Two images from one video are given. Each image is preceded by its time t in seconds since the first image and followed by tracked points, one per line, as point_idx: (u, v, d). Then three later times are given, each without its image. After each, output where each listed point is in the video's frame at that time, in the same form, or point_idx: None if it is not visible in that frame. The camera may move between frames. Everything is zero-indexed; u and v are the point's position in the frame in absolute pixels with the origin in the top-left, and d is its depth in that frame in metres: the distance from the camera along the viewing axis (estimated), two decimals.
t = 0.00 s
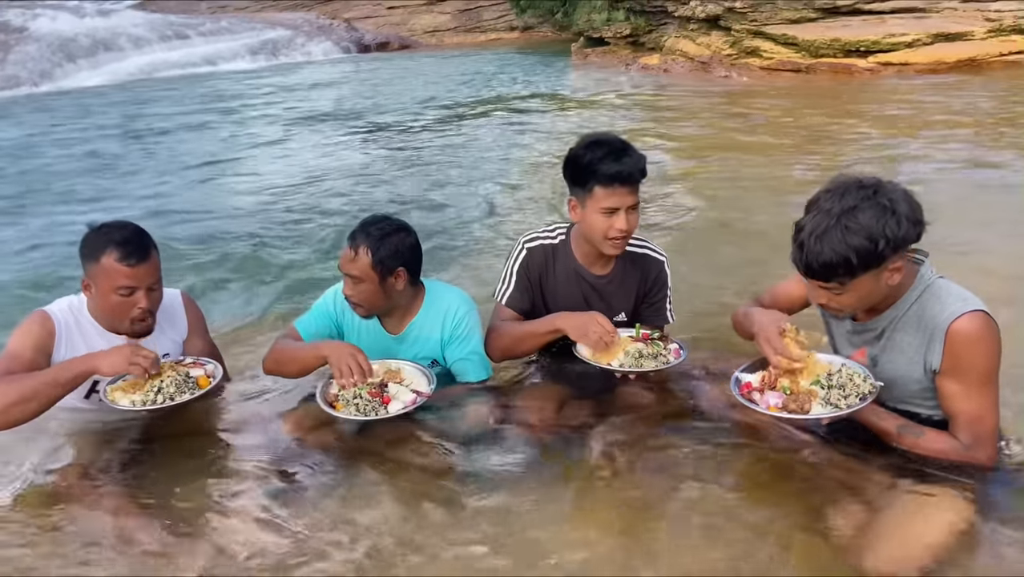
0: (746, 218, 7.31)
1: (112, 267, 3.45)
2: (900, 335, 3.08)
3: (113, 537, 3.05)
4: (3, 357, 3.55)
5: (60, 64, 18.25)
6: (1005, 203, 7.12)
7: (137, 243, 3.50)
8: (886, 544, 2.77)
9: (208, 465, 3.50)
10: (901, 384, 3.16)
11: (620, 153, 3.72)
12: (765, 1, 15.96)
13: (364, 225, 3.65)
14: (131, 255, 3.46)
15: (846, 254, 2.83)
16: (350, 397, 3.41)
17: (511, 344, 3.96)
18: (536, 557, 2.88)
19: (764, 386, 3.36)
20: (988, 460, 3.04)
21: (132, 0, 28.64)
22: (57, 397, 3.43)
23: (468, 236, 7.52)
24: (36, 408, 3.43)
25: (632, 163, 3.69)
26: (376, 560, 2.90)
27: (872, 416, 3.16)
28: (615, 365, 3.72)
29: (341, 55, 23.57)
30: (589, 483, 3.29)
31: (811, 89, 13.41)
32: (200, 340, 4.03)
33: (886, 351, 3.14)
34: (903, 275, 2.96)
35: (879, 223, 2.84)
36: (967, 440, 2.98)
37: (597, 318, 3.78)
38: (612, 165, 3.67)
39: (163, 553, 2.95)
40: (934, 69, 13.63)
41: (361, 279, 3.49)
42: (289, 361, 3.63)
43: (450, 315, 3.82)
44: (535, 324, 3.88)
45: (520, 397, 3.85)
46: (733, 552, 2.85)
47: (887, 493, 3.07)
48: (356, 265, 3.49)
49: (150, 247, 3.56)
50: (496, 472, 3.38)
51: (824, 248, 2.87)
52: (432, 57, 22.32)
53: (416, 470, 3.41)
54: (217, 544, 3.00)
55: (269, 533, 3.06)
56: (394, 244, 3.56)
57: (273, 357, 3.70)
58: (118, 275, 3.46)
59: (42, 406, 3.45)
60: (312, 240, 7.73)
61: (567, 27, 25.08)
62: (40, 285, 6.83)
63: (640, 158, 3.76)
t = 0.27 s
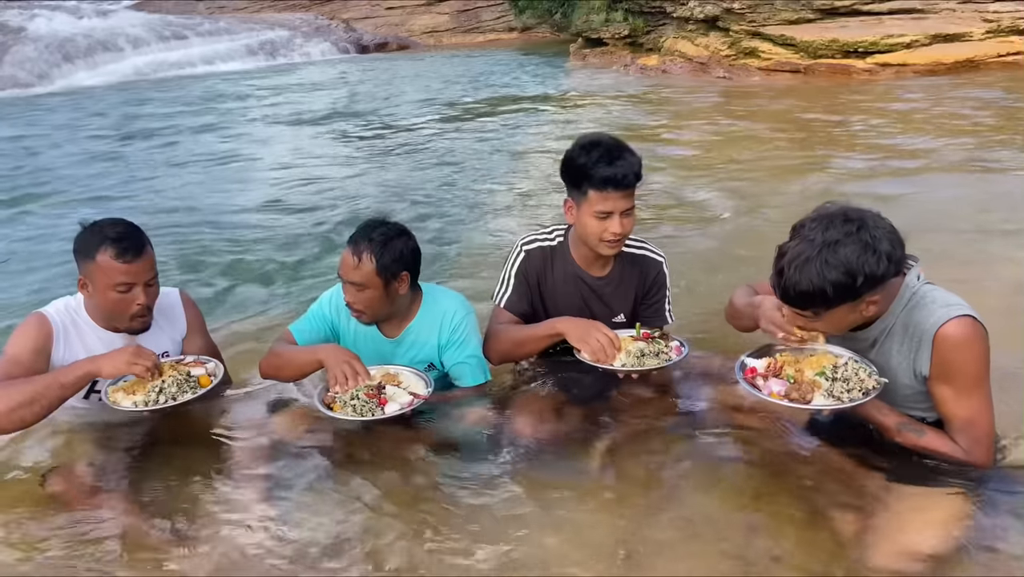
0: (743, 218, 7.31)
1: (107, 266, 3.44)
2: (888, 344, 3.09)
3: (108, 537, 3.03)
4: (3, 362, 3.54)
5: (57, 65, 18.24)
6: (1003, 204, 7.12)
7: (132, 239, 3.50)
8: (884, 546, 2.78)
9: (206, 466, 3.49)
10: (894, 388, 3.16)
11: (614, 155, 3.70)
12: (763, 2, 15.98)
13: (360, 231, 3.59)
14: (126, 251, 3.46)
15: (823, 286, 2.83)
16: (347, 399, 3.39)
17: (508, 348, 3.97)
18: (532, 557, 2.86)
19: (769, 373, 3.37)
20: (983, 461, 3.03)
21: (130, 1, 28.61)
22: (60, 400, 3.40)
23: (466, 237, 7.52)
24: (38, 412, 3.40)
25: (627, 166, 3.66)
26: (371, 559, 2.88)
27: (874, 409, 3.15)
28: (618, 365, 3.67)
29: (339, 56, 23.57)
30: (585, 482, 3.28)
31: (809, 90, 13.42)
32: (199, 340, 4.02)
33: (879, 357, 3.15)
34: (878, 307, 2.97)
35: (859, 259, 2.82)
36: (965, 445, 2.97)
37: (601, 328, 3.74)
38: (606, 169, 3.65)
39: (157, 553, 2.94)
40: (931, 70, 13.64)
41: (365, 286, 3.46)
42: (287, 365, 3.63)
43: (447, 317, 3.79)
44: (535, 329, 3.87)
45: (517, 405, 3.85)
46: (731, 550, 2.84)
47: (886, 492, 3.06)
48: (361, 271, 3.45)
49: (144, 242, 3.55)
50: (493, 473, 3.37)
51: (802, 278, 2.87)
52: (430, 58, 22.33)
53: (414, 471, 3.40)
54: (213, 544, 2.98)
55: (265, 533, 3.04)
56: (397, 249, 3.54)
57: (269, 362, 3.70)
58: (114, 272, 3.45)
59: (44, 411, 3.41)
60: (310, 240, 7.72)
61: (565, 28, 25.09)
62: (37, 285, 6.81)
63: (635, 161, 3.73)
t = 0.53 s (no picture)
0: (741, 219, 7.33)
1: (110, 272, 3.44)
2: (886, 343, 3.09)
3: (107, 537, 3.03)
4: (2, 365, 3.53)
5: (56, 66, 18.23)
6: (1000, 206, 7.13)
7: (136, 245, 3.49)
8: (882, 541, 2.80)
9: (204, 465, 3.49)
10: (890, 388, 3.17)
11: (619, 172, 3.59)
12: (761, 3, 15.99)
13: (365, 239, 3.45)
14: (130, 258, 3.45)
15: (832, 278, 2.82)
16: (348, 408, 3.38)
17: (505, 347, 3.98)
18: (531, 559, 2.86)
19: (759, 382, 3.36)
20: (975, 461, 3.07)
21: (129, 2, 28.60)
22: (60, 402, 3.39)
23: (464, 239, 7.52)
24: (37, 415, 3.37)
25: (630, 185, 3.56)
26: (369, 559, 2.89)
27: (863, 416, 3.18)
28: (617, 366, 3.68)
29: (338, 57, 23.57)
30: (583, 483, 3.29)
31: (807, 91, 13.43)
32: (198, 341, 4.02)
33: (875, 358, 3.16)
34: (884, 297, 2.97)
35: (867, 249, 2.81)
36: (957, 444, 3.02)
37: (594, 334, 3.74)
38: (610, 187, 3.54)
39: (156, 554, 2.94)
40: (930, 71, 13.66)
41: (394, 293, 3.43)
42: (283, 371, 3.62)
43: (445, 321, 3.80)
44: (527, 326, 3.87)
45: (514, 401, 3.86)
46: (729, 551, 2.84)
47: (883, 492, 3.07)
48: (388, 281, 3.39)
49: (147, 247, 3.54)
50: (491, 474, 3.37)
51: (810, 270, 2.85)
52: (429, 59, 22.33)
53: (412, 470, 3.40)
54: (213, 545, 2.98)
55: (264, 534, 3.04)
56: (410, 250, 3.52)
57: (264, 367, 3.70)
58: (116, 278, 3.45)
59: (43, 414, 3.39)
60: (309, 241, 7.71)
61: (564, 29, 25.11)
62: (36, 286, 6.81)
63: (639, 180, 3.63)
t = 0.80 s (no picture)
0: (741, 219, 7.32)
1: (104, 273, 3.43)
2: (887, 340, 3.08)
3: (105, 538, 3.01)
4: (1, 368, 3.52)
5: (55, 66, 18.21)
6: (1000, 206, 7.13)
7: (130, 246, 3.48)
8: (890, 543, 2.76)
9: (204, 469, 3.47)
10: (890, 387, 3.16)
11: (623, 180, 3.56)
12: (760, 4, 15.99)
13: (373, 243, 3.43)
14: (124, 259, 3.44)
15: (839, 265, 2.80)
16: (353, 411, 3.37)
17: (506, 351, 3.99)
18: (532, 559, 2.85)
19: (755, 383, 3.33)
20: (972, 464, 3.03)
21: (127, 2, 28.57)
22: (65, 402, 3.38)
23: (464, 239, 7.51)
24: (43, 416, 3.37)
25: (633, 194, 3.53)
26: (368, 560, 2.87)
27: (859, 416, 3.15)
28: (615, 373, 3.66)
29: (337, 58, 23.57)
30: (583, 484, 3.27)
31: (806, 91, 13.42)
32: (194, 344, 4.02)
33: (875, 356, 3.15)
34: (892, 288, 2.97)
35: (873, 237, 2.82)
36: (953, 443, 2.98)
37: (598, 342, 3.71)
38: (611, 195, 3.51)
39: (155, 554, 2.92)
40: (929, 72, 13.66)
41: (402, 298, 3.42)
42: (287, 382, 3.62)
43: (448, 326, 3.79)
44: (531, 333, 3.87)
45: (517, 402, 3.85)
46: (731, 553, 2.83)
47: (884, 494, 3.06)
48: (396, 287, 3.39)
49: (140, 246, 3.53)
50: (491, 475, 3.36)
51: (817, 257, 2.84)
52: (428, 60, 22.33)
53: (413, 471, 3.39)
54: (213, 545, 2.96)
55: (262, 534, 3.03)
56: (418, 256, 3.51)
57: (269, 376, 3.69)
58: (111, 279, 3.44)
59: (50, 414, 3.38)
60: (308, 241, 7.70)
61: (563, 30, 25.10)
62: (34, 286, 6.79)
63: (641, 190, 3.61)
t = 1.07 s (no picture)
0: (740, 219, 7.32)
1: (98, 273, 3.43)
2: (889, 339, 3.09)
3: (106, 539, 3.02)
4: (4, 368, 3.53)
5: (54, 67, 18.21)
6: (1000, 205, 7.14)
7: (124, 246, 3.49)
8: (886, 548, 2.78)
9: (205, 470, 3.48)
10: (891, 386, 3.17)
11: (629, 192, 3.56)
12: (760, 3, 15.99)
13: (380, 246, 3.43)
14: (118, 259, 3.44)
15: (839, 259, 2.81)
16: (355, 405, 3.40)
17: (507, 351, 4.00)
18: (533, 558, 2.85)
19: (756, 387, 3.33)
20: (973, 463, 3.02)
21: (127, 2, 28.56)
22: (80, 398, 3.40)
23: (464, 238, 7.52)
24: (55, 413, 3.39)
25: (638, 206, 3.52)
26: (368, 561, 2.87)
27: (860, 417, 3.15)
28: (609, 359, 3.81)
29: (336, 58, 23.57)
30: (583, 484, 3.28)
31: (806, 91, 13.43)
32: (190, 346, 4.02)
33: (877, 355, 3.15)
34: (893, 283, 2.97)
35: (874, 230, 2.82)
36: (953, 442, 2.98)
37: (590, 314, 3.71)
38: (616, 206, 3.50)
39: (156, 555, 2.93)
40: (928, 71, 13.67)
41: (407, 303, 3.42)
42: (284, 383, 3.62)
43: (451, 331, 3.79)
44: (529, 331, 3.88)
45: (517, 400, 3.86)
46: (731, 553, 2.83)
47: (884, 493, 3.06)
48: (402, 291, 3.39)
49: (134, 247, 3.54)
50: (492, 474, 3.36)
51: (818, 251, 2.85)
52: (428, 60, 22.33)
53: (414, 471, 3.39)
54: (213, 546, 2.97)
55: (262, 536, 3.03)
56: (424, 262, 3.51)
57: (269, 380, 3.70)
58: (105, 280, 3.44)
59: (63, 411, 3.41)
60: (309, 242, 7.71)
61: (563, 30, 25.11)
62: (35, 287, 6.79)
63: (649, 201, 3.59)
